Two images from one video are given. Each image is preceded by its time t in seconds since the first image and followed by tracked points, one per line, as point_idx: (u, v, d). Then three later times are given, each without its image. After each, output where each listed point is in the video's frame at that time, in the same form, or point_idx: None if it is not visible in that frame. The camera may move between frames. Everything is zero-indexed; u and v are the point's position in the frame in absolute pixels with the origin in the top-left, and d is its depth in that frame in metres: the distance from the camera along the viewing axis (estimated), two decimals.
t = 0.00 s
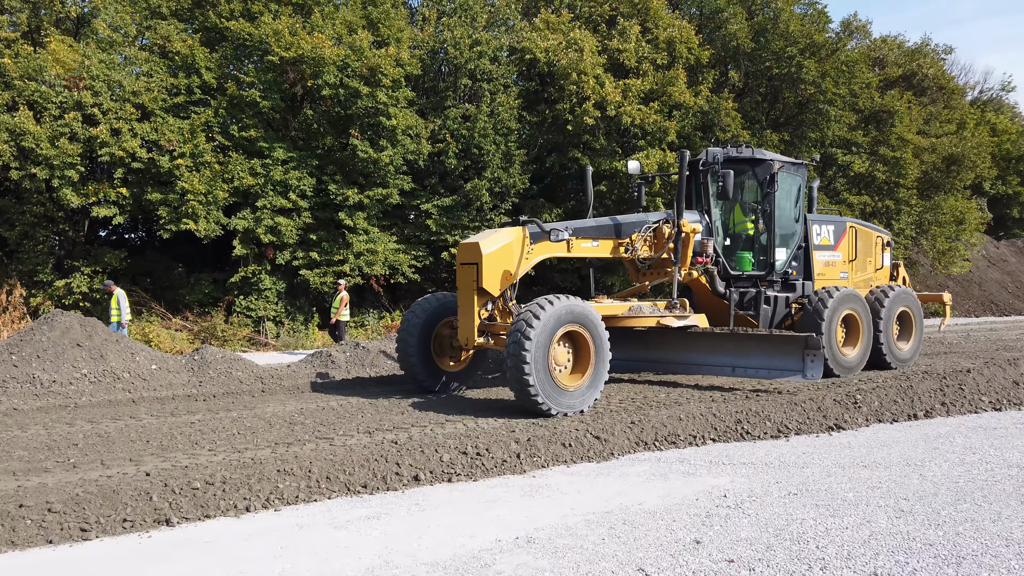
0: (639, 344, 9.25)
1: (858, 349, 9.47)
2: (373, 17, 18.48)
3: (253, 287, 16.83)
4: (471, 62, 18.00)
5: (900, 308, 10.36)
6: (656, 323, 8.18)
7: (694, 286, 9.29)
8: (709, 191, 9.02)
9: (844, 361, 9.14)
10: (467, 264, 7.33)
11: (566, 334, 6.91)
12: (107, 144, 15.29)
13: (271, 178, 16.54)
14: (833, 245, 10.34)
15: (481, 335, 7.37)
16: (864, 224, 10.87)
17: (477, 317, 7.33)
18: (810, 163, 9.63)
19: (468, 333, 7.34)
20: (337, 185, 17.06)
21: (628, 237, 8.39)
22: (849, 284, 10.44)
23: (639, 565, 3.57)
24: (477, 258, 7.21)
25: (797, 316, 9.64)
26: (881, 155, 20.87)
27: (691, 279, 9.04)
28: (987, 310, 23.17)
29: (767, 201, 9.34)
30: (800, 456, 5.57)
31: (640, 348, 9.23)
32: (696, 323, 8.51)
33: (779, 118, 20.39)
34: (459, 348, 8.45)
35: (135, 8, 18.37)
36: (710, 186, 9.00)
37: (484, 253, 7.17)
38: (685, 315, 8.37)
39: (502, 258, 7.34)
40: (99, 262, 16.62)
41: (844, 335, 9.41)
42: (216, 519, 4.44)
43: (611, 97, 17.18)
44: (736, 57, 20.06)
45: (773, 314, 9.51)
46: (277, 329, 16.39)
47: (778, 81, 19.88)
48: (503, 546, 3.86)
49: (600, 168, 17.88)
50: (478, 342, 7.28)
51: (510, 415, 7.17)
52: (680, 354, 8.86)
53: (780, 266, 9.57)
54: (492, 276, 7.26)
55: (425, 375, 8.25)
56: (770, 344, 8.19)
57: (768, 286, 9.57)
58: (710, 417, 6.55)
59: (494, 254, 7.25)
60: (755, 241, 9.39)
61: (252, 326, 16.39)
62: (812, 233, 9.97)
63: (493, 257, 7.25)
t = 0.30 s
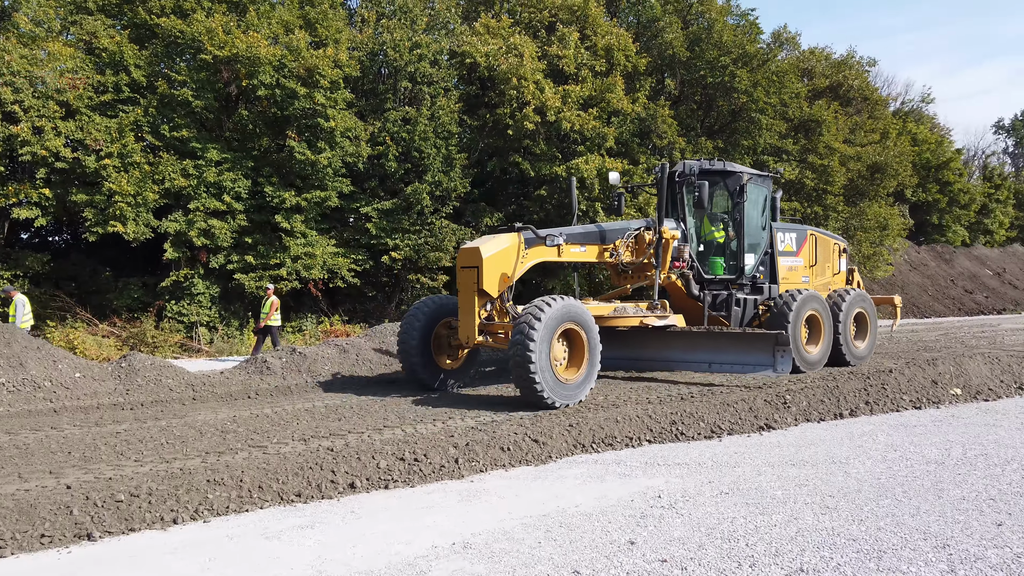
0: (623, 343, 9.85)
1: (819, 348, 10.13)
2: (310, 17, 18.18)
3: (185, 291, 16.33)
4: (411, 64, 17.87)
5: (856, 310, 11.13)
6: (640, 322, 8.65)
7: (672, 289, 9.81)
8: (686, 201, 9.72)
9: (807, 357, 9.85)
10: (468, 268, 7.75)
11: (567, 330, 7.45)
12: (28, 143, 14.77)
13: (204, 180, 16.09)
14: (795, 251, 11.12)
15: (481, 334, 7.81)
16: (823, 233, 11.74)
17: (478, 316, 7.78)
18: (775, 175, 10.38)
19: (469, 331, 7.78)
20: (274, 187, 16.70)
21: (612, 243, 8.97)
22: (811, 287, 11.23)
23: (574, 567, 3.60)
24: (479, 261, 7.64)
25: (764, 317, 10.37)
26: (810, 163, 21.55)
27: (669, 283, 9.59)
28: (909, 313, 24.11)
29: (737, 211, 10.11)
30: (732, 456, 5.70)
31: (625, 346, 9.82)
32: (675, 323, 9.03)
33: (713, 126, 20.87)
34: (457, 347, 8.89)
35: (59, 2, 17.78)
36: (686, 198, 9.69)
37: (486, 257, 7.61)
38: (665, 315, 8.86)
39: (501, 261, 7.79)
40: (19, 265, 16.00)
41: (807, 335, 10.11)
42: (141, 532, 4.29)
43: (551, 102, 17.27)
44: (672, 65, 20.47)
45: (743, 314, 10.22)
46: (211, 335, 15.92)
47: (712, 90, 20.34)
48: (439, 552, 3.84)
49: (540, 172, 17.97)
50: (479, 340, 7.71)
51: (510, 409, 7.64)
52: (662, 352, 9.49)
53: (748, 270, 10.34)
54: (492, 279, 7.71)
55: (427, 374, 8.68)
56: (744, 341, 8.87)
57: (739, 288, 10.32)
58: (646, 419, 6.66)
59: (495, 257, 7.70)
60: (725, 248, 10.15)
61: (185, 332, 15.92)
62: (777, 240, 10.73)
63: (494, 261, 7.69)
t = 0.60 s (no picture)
0: (596, 343, 10.01)
1: (782, 347, 10.60)
2: (249, 17, 17.80)
3: (117, 296, 15.79)
4: (354, 67, 17.69)
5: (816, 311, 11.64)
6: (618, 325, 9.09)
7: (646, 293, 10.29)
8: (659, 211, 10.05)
9: (769, 357, 10.26)
10: (460, 273, 8.23)
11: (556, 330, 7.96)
12: None
13: (138, 181, 15.60)
14: (759, 257, 11.55)
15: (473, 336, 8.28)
16: (784, 241, 12.18)
17: (469, 320, 8.23)
18: (740, 187, 10.86)
19: (461, 334, 8.24)
20: (211, 189, 16.29)
21: (593, 250, 9.36)
22: (773, 292, 11.70)
23: (512, 572, 3.60)
24: (471, 267, 8.11)
25: (731, 318, 10.77)
26: (747, 170, 22.11)
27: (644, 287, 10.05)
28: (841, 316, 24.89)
29: (705, 221, 10.52)
30: (670, 457, 5.79)
31: (600, 346, 9.99)
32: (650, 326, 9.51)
33: (654, 133, 21.24)
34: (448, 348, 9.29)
35: None
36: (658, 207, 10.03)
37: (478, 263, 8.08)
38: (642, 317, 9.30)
39: (492, 268, 8.26)
40: None
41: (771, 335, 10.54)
42: (64, 547, 4.13)
43: (495, 107, 17.30)
44: (614, 72, 20.76)
45: (712, 316, 10.61)
46: (144, 341, 15.42)
47: (653, 97, 20.69)
48: (377, 560, 3.80)
49: (484, 177, 17.96)
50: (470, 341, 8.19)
51: (470, 410, 7.71)
52: (637, 352, 9.71)
53: (717, 276, 10.74)
54: (484, 284, 8.18)
55: (423, 375, 9.07)
56: (717, 342, 9.20)
57: (707, 293, 10.69)
58: (587, 422, 6.72)
59: (487, 264, 8.17)
60: (695, 255, 10.52)
61: (117, 338, 15.39)
62: (742, 247, 11.15)
63: (485, 267, 8.16)
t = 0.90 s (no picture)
0: (582, 344, 10.56)
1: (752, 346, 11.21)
2: (194, 16, 17.41)
3: (54, 301, 15.26)
4: (302, 68, 17.48)
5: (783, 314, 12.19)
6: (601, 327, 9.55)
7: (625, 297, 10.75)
8: (636, 219, 10.52)
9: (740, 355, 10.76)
10: (455, 279, 8.61)
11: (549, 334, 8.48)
12: None
13: (76, 183, 15.14)
14: (729, 263, 12.07)
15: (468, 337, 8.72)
16: (753, 248, 12.75)
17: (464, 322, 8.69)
18: (711, 198, 11.41)
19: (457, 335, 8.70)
20: (154, 191, 15.88)
21: (576, 257, 9.90)
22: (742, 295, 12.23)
23: None
24: (466, 272, 8.53)
25: (704, 320, 11.23)
26: (694, 176, 22.51)
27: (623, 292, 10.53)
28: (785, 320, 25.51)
29: (680, 229, 11.03)
30: (619, 460, 5.85)
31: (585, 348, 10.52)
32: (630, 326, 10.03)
33: (604, 139, 21.48)
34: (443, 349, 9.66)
35: None
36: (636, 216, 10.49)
37: (472, 269, 8.50)
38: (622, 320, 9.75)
39: (485, 272, 8.69)
40: None
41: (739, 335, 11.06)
42: None
43: (446, 111, 17.26)
44: (565, 79, 20.93)
45: (686, 318, 11.06)
46: (83, 348, 14.92)
47: (602, 104, 20.92)
48: (324, 569, 3.75)
49: (436, 181, 17.90)
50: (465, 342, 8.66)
51: (423, 415, 7.67)
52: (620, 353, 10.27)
53: (691, 281, 11.25)
54: (478, 288, 8.63)
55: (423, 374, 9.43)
56: (692, 343, 9.78)
57: (682, 297, 11.18)
58: (538, 426, 6.75)
59: (480, 269, 8.60)
60: (670, 261, 11.02)
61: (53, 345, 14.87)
62: (713, 254, 11.63)
63: (478, 272, 8.60)
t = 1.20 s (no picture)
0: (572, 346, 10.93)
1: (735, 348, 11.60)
2: (153, 15, 17.09)
3: (6, 306, 14.84)
4: (265, 70, 17.28)
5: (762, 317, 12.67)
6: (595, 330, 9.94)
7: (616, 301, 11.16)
8: (626, 227, 11.02)
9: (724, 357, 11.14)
10: (458, 282, 9.02)
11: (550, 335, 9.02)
12: None
13: (30, 184, 14.78)
14: (712, 270, 12.59)
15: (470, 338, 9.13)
16: (734, 254, 13.31)
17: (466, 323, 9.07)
18: (695, 207, 11.93)
19: (459, 335, 9.08)
20: (111, 194, 15.56)
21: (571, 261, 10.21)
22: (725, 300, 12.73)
23: None
24: (468, 276, 8.94)
25: (690, 323, 11.64)
26: (658, 182, 22.78)
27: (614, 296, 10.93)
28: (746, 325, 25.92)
29: (667, 237, 11.51)
30: (584, 464, 5.87)
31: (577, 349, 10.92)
32: (621, 327, 10.53)
33: (569, 144, 21.62)
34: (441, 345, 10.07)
35: None
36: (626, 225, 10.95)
37: (473, 273, 8.91)
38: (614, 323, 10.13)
39: (486, 276, 9.11)
40: None
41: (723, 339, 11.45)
42: None
43: (411, 115, 17.21)
44: (530, 84, 21.00)
45: (673, 321, 11.49)
46: (36, 353, 14.52)
47: (567, 110, 21.03)
48: None
49: (401, 185, 17.83)
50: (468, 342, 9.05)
51: (389, 421, 7.62)
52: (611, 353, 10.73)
53: (677, 286, 11.72)
54: (479, 291, 9.04)
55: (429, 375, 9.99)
56: (681, 344, 10.36)
57: (669, 301, 11.64)
58: (503, 430, 6.75)
59: (482, 273, 9.02)
60: (657, 267, 11.49)
61: (5, 350, 14.44)
62: (698, 261, 12.11)
63: (480, 275, 9.01)
